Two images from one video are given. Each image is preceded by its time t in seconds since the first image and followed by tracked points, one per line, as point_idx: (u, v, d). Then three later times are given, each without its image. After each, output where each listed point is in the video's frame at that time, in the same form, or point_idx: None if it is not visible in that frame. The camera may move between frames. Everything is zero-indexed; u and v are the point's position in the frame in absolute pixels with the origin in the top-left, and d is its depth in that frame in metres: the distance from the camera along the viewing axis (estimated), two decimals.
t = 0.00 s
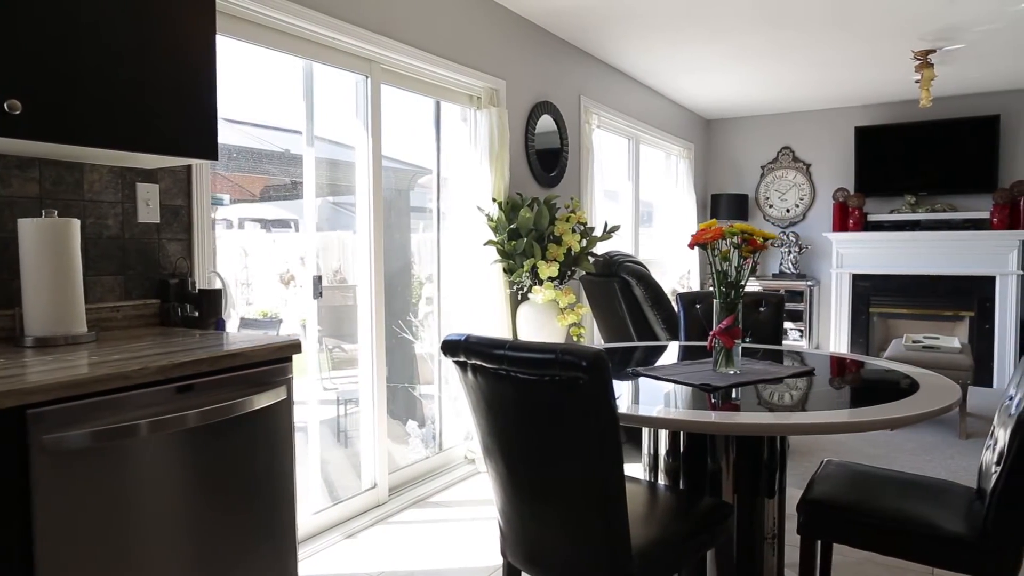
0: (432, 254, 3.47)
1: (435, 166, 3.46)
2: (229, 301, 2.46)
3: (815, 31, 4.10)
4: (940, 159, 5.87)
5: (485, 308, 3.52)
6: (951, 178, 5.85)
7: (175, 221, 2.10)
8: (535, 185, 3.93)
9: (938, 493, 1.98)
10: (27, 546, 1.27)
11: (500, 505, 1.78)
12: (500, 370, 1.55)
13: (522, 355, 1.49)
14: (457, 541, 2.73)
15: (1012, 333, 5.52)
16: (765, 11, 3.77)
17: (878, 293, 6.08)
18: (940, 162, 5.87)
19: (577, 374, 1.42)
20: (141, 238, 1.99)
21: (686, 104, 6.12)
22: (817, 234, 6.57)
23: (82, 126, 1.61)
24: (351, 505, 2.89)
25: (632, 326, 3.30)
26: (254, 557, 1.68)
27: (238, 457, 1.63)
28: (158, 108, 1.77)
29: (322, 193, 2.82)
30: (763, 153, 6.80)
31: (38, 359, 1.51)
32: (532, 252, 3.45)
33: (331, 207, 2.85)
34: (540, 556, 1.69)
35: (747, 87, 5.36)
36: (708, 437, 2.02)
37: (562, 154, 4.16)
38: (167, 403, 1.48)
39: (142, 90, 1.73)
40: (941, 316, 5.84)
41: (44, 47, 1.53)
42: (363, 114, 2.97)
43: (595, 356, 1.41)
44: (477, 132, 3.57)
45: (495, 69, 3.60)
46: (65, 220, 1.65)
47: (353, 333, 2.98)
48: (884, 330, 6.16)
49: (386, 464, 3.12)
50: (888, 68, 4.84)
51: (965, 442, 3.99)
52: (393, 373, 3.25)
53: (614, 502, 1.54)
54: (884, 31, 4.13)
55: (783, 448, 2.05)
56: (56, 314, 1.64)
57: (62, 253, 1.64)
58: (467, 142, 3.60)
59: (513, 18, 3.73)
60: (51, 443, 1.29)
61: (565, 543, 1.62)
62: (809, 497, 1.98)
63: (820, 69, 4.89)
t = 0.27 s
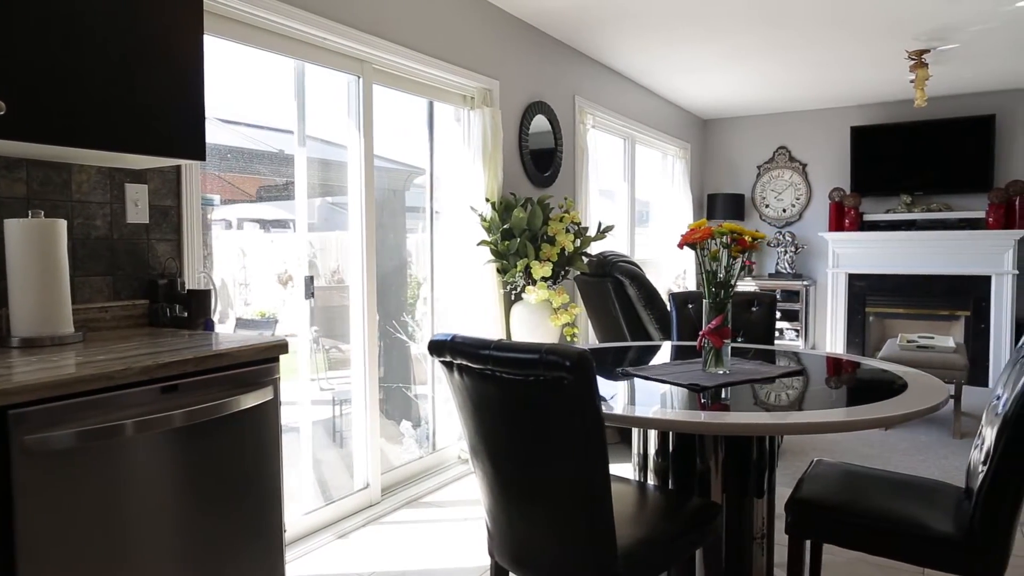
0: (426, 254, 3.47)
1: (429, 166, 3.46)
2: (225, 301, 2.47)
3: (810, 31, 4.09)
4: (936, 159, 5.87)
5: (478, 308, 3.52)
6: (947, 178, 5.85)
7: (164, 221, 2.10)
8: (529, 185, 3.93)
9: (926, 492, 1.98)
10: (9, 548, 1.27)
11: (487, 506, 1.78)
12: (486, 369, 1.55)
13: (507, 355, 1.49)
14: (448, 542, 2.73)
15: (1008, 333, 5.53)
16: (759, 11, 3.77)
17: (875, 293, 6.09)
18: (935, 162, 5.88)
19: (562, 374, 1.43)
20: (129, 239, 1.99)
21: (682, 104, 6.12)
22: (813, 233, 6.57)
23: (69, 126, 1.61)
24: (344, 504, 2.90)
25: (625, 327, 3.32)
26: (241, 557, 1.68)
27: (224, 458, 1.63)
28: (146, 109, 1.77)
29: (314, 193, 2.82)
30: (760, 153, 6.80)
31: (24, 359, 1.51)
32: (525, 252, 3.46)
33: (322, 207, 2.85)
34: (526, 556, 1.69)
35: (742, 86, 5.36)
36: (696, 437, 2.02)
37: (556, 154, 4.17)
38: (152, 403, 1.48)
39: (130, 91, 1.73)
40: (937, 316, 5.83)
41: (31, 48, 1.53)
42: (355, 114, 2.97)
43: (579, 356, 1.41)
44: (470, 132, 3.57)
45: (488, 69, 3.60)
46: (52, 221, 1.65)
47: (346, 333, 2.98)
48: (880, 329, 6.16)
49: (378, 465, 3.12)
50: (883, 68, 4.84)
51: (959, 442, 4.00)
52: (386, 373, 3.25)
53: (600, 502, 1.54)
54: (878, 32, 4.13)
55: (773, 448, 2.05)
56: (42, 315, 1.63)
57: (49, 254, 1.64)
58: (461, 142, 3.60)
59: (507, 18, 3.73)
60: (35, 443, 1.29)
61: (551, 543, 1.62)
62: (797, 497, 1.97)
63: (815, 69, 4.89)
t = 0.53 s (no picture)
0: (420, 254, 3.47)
1: (423, 165, 3.46)
2: (224, 301, 2.49)
3: (805, 31, 4.10)
4: (932, 159, 5.88)
5: (473, 308, 3.53)
6: (943, 177, 5.86)
7: (153, 222, 2.10)
8: (524, 185, 3.94)
9: (916, 492, 1.98)
10: None
11: (475, 506, 1.78)
12: (473, 369, 1.54)
13: (493, 354, 1.49)
14: (440, 542, 2.73)
15: (1004, 333, 5.53)
16: (752, 11, 3.77)
17: (871, 292, 6.08)
18: (932, 162, 5.88)
19: (547, 374, 1.43)
20: (119, 239, 1.99)
21: (678, 104, 6.12)
22: (810, 233, 6.58)
23: (56, 127, 1.61)
24: (337, 504, 2.90)
25: (619, 327, 3.32)
26: (229, 558, 1.68)
27: (212, 458, 1.63)
28: (135, 110, 1.77)
29: (307, 193, 2.82)
30: (756, 153, 6.80)
31: (9, 360, 1.51)
32: (519, 251, 3.46)
33: (315, 207, 2.85)
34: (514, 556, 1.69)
35: (738, 86, 5.36)
36: (686, 436, 2.02)
37: (551, 154, 4.17)
38: (138, 403, 1.48)
39: (119, 92, 1.73)
40: (933, 316, 5.83)
41: (19, 49, 1.53)
42: (347, 114, 2.97)
43: (564, 356, 1.41)
44: (464, 132, 3.57)
45: (482, 69, 3.60)
46: (37, 221, 1.65)
47: (341, 334, 2.98)
48: (877, 329, 6.15)
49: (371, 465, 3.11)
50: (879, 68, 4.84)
51: (954, 442, 4.00)
52: (380, 372, 3.24)
53: (586, 501, 1.54)
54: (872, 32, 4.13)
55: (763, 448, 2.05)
56: (29, 315, 1.63)
57: (36, 255, 1.64)
58: (454, 143, 3.60)
59: (501, 18, 3.73)
60: (23, 443, 1.29)
61: (539, 543, 1.62)
62: (785, 496, 1.97)
63: (811, 69, 4.90)
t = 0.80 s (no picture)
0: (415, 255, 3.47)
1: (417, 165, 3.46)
2: (224, 300, 2.51)
3: (800, 30, 4.10)
4: (929, 158, 5.88)
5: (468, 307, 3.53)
6: (940, 177, 5.86)
7: (144, 223, 2.10)
8: (519, 185, 3.94)
9: (907, 492, 1.98)
10: None
11: (464, 506, 1.78)
12: (460, 369, 1.54)
13: (480, 354, 1.49)
14: (434, 542, 2.73)
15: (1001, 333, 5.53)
16: (747, 11, 3.77)
17: (869, 292, 6.08)
18: (929, 161, 5.88)
19: (533, 374, 1.43)
20: (110, 239, 1.99)
21: (675, 104, 6.12)
22: (807, 233, 6.58)
23: (48, 128, 1.61)
24: (331, 504, 2.90)
25: (614, 327, 3.32)
26: (220, 557, 1.69)
27: (202, 458, 1.63)
28: (128, 110, 1.78)
29: (300, 193, 2.81)
30: (753, 153, 6.80)
31: None
32: (514, 251, 3.46)
33: (309, 207, 2.85)
34: (503, 556, 1.69)
35: (735, 86, 5.37)
36: (676, 436, 2.02)
37: (546, 154, 4.17)
38: (126, 403, 1.48)
39: (112, 92, 1.74)
40: (931, 315, 5.83)
41: (12, 49, 1.54)
42: (340, 114, 2.97)
43: (551, 356, 1.41)
44: (459, 132, 3.57)
45: (476, 69, 3.60)
46: (26, 222, 1.65)
47: (335, 334, 2.98)
48: (874, 329, 6.14)
49: (365, 465, 3.11)
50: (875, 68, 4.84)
51: (949, 442, 4.00)
52: (375, 372, 3.24)
53: (573, 501, 1.54)
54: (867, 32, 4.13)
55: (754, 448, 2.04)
56: (17, 316, 1.63)
57: (24, 255, 1.64)
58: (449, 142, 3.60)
59: (495, 18, 3.73)
60: (11, 442, 1.29)
61: (527, 543, 1.62)
62: (776, 496, 1.97)
63: (807, 68, 4.90)
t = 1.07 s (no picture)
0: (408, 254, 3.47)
1: (409, 165, 3.45)
2: (222, 301, 2.53)
3: (794, 31, 4.10)
4: (925, 158, 5.89)
5: (461, 307, 3.53)
6: (936, 177, 5.86)
7: (133, 223, 2.11)
8: (513, 185, 3.94)
9: (895, 492, 1.98)
10: None
11: (451, 507, 1.78)
12: (446, 370, 1.54)
13: (464, 354, 1.49)
14: (425, 542, 2.73)
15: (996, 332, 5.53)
16: (741, 12, 3.78)
17: (865, 292, 6.07)
18: (924, 161, 5.89)
19: (516, 375, 1.43)
20: (98, 240, 1.99)
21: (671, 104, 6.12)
22: (803, 233, 6.58)
23: (36, 129, 1.62)
24: (324, 505, 2.90)
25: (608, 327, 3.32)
26: (207, 558, 1.69)
27: (190, 459, 1.63)
28: (114, 111, 1.78)
29: (291, 194, 2.81)
30: (750, 153, 6.80)
31: None
32: (507, 251, 3.46)
33: (301, 207, 2.85)
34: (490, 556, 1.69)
35: (730, 86, 5.37)
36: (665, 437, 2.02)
37: (540, 155, 4.17)
38: (112, 403, 1.48)
39: (99, 92, 1.74)
40: (927, 316, 5.83)
41: None
42: (332, 115, 2.97)
43: (534, 357, 1.41)
44: (452, 132, 3.57)
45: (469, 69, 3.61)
46: (14, 222, 1.65)
47: (327, 334, 2.98)
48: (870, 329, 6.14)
49: (357, 466, 3.11)
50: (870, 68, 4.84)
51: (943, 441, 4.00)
52: (368, 372, 3.24)
53: (558, 501, 1.54)
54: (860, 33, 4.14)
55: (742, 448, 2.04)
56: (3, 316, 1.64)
57: (11, 255, 1.65)
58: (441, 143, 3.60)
59: (488, 18, 3.73)
60: None
61: (513, 542, 1.62)
62: (763, 496, 1.97)
63: (801, 69, 4.91)
